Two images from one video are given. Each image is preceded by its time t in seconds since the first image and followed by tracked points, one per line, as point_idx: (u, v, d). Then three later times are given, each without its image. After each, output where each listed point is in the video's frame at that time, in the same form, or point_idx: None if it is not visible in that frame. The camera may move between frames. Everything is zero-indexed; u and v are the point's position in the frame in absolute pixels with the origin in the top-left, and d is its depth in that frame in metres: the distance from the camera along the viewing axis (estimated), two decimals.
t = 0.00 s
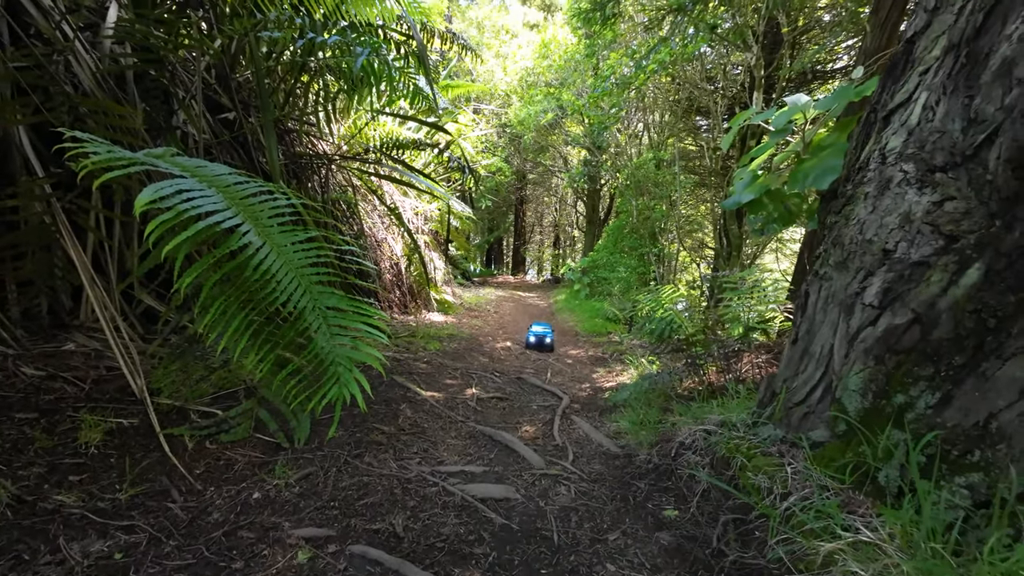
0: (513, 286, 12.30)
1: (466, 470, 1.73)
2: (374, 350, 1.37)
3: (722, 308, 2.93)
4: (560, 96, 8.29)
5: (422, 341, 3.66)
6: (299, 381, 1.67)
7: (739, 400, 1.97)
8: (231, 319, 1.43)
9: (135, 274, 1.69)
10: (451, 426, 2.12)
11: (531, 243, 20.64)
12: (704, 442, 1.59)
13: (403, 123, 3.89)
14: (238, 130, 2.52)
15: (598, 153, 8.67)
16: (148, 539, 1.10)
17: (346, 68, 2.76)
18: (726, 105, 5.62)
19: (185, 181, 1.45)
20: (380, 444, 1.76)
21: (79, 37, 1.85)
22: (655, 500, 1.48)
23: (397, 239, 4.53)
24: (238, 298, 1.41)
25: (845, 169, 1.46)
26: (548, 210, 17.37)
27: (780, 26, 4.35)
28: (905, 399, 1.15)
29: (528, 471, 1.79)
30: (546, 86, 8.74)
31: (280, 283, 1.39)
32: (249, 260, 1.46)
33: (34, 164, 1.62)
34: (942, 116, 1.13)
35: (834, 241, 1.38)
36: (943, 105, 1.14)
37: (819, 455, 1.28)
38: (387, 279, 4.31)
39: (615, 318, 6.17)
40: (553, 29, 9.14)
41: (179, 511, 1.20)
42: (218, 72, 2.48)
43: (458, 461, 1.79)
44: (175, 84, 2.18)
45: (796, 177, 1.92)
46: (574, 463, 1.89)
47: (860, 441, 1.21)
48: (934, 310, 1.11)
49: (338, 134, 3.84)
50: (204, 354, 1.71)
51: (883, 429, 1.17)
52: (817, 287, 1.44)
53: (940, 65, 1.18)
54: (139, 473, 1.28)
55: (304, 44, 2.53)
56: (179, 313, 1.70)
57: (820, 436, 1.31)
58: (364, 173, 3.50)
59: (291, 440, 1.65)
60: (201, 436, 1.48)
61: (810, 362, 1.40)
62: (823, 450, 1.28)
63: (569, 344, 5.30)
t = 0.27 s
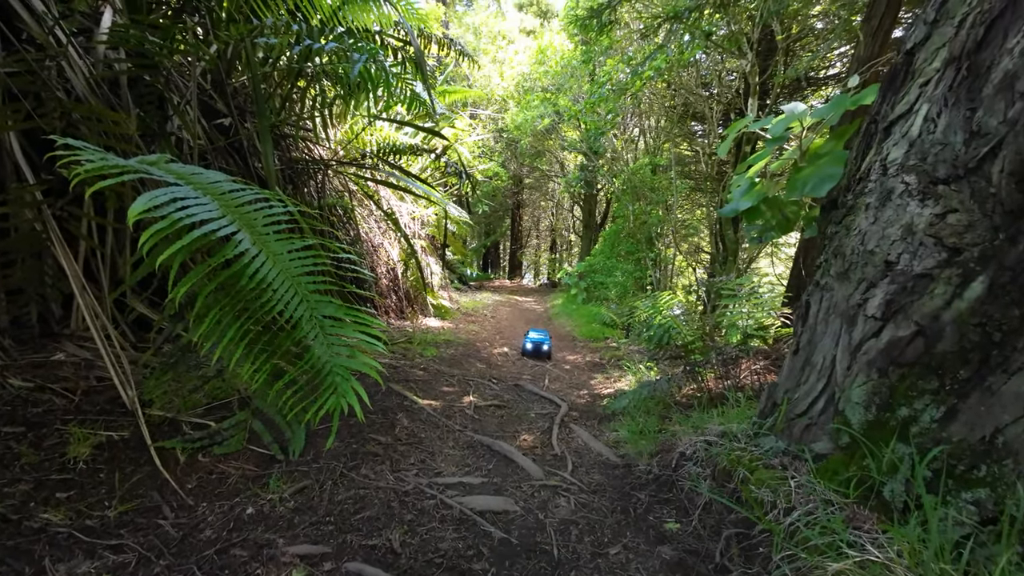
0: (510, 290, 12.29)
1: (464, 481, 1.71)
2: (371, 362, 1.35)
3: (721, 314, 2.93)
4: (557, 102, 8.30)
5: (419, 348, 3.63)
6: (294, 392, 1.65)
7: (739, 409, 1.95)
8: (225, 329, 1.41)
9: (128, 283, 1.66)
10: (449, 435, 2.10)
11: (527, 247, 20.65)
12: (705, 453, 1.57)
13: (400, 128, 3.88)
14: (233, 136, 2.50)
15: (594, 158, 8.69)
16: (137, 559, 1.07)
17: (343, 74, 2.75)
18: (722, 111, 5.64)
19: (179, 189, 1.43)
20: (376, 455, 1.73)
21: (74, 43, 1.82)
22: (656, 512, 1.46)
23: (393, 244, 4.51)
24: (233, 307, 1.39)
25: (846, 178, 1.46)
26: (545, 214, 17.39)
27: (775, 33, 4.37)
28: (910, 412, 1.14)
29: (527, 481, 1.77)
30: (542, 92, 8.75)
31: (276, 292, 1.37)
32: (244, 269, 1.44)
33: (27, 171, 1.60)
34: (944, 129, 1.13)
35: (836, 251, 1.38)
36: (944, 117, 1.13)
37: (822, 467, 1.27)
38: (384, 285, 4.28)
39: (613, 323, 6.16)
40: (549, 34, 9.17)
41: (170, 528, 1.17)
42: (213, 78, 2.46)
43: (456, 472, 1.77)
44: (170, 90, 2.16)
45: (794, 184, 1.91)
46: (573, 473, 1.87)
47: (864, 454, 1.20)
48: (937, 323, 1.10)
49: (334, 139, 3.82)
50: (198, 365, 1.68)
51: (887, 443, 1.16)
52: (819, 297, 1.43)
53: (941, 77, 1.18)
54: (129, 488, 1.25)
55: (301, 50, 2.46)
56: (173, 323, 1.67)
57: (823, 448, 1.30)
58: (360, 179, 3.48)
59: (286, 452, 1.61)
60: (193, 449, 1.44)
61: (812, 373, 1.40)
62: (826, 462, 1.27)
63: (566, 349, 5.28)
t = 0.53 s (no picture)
0: (508, 292, 12.30)
1: (467, 482, 1.72)
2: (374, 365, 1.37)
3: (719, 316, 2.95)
4: (555, 104, 8.33)
5: (420, 350, 3.64)
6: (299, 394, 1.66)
7: (739, 409, 1.97)
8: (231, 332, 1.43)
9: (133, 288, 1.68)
10: (451, 437, 2.11)
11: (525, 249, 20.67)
12: (705, 453, 1.59)
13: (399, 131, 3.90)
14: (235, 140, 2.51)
15: (592, 160, 8.73)
16: (148, 559, 1.08)
17: (344, 78, 2.77)
18: (718, 114, 5.67)
19: (185, 194, 1.45)
20: (380, 456, 1.75)
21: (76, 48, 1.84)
22: (658, 512, 1.48)
23: (392, 247, 4.53)
24: (239, 311, 1.40)
25: (843, 183, 1.49)
26: (543, 216, 17.42)
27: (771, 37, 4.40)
28: (906, 411, 1.16)
29: (530, 482, 1.78)
30: (540, 94, 8.78)
31: (281, 296, 1.39)
32: (249, 273, 1.46)
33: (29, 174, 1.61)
34: (936, 136, 1.16)
35: (833, 254, 1.41)
36: (936, 125, 1.17)
37: (821, 466, 1.29)
38: (384, 287, 4.30)
39: (611, 324, 6.18)
40: (546, 37, 9.20)
41: (179, 529, 1.19)
42: (215, 82, 2.48)
43: (459, 473, 1.78)
44: (172, 94, 2.18)
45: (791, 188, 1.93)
46: (575, 473, 1.89)
47: (862, 452, 1.22)
48: (932, 325, 1.12)
49: (334, 142, 3.83)
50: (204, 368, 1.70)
51: (884, 441, 1.19)
52: (817, 300, 1.46)
53: (934, 86, 1.22)
54: (137, 490, 1.26)
55: (304, 54, 2.48)
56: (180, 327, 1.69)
57: (821, 447, 1.32)
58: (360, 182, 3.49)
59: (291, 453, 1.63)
60: (199, 451, 1.46)
61: (810, 373, 1.42)
62: (825, 461, 1.29)
63: (565, 351, 5.30)
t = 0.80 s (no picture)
0: (508, 291, 12.32)
1: (471, 477, 1.75)
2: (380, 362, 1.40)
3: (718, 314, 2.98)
4: (554, 103, 8.35)
5: (421, 349, 3.67)
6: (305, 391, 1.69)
7: (738, 405, 2.00)
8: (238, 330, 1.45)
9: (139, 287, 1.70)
10: (454, 433, 2.14)
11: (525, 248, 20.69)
12: (705, 447, 1.62)
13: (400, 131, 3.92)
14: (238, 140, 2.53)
15: (591, 159, 8.75)
16: (162, 550, 1.11)
17: (346, 78, 2.79)
18: (717, 113, 5.69)
19: (192, 194, 1.47)
20: (385, 452, 1.77)
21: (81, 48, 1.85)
22: (659, 505, 1.51)
23: (392, 246, 4.55)
24: (245, 309, 1.43)
25: (840, 183, 1.52)
26: (542, 215, 17.44)
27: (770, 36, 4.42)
28: (901, 405, 1.19)
29: (532, 477, 1.81)
30: (539, 93, 8.80)
31: (286, 294, 1.42)
32: (255, 272, 1.49)
33: (37, 173, 1.64)
34: (931, 137, 1.19)
35: (830, 252, 1.44)
36: (931, 126, 1.20)
37: (818, 459, 1.32)
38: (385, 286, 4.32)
39: (611, 323, 6.21)
40: (546, 36, 9.21)
41: (191, 521, 1.21)
42: (217, 82, 2.50)
43: (463, 468, 1.81)
44: (176, 95, 2.19)
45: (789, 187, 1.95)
46: (576, 469, 1.92)
47: (858, 445, 1.25)
48: (926, 320, 1.15)
49: (334, 142, 3.85)
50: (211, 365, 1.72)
51: (880, 434, 1.21)
52: (815, 297, 1.49)
53: (928, 88, 1.25)
54: (149, 484, 1.29)
55: (306, 54, 2.53)
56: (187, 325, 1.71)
57: (819, 441, 1.35)
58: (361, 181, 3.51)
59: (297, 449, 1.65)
60: (208, 446, 1.48)
61: (808, 369, 1.45)
62: (822, 454, 1.32)
63: (565, 349, 5.33)
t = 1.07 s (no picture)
0: (509, 287, 12.37)
1: (480, 464, 1.79)
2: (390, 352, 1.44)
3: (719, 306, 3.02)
4: (555, 98, 8.35)
5: (425, 343, 3.71)
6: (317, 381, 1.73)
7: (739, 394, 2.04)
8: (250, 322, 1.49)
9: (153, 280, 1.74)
10: (461, 423, 2.18)
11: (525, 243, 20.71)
12: (708, 433, 1.67)
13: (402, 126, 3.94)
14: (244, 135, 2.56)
15: (592, 154, 8.77)
16: (188, 529, 1.15)
17: (350, 73, 2.82)
18: (718, 107, 5.70)
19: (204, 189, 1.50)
20: (395, 440, 1.82)
21: (89, 44, 1.87)
22: (663, 489, 1.55)
23: (395, 241, 4.58)
24: (258, 302, 1.47)
25: (840, 174, 1.55)
26: (542, 211, 17.45)
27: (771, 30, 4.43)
28: (898, 387, 1.23)
29: (539, 464, 1.85)
30: (540, 88, 8.80)
31: (298, 287, 1.46)
32: (267, 265, 1.52)
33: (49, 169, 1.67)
34: (928, 129, 1.22)
35: (831, 242, 1.48)
36: (929, 118, 1.23)
37: (818, 441, 1.37)
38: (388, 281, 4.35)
39: (612, 317, 6.25)
40: (546, 31, 9.20)
41: (213, 503, 1.25)
42: (223, 78, 2.52)
43: (472, 456, 1.86)
44: (184, 91, 2.22)
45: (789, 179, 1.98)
46: (582, 456, 1.96)
47: (857, 427, 1.30)
48: (922, 305, 1.19)
49: (337, 138, 3.88)
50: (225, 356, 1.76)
51: (877, 416, 1.26)
52: (815, 286, 1.53)
53: (926, 80, 1.28)
54: (171, 468, 1.33)
55: (312, 50, 2.56)
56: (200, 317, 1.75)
57: (818, 424, 1.40)
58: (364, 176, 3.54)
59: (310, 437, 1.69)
60: (224, 434, 1.53)
61: (808, 355, 1.50)
62: (822, 437, 1.36)
63: (567, 343, 5.37)
